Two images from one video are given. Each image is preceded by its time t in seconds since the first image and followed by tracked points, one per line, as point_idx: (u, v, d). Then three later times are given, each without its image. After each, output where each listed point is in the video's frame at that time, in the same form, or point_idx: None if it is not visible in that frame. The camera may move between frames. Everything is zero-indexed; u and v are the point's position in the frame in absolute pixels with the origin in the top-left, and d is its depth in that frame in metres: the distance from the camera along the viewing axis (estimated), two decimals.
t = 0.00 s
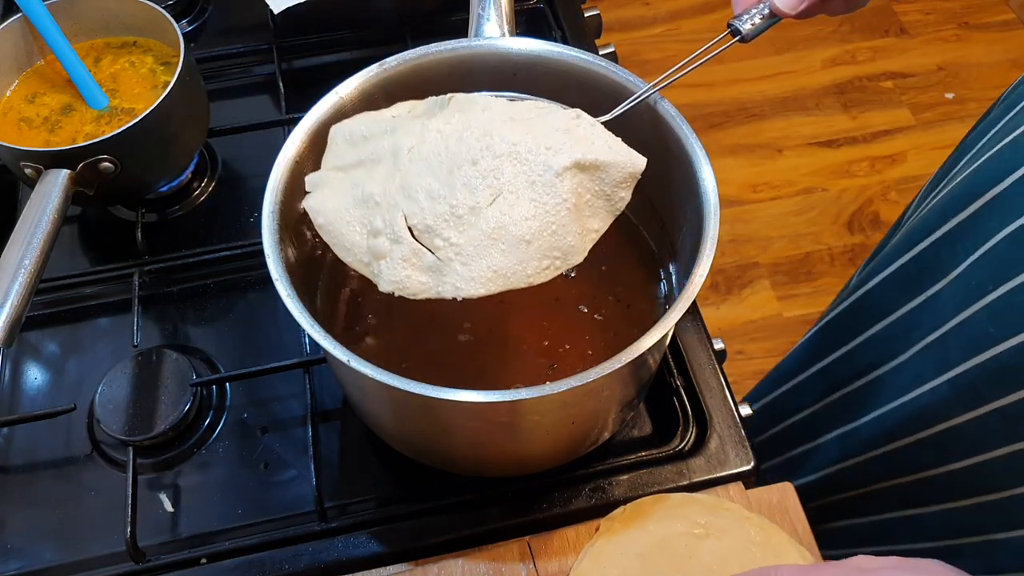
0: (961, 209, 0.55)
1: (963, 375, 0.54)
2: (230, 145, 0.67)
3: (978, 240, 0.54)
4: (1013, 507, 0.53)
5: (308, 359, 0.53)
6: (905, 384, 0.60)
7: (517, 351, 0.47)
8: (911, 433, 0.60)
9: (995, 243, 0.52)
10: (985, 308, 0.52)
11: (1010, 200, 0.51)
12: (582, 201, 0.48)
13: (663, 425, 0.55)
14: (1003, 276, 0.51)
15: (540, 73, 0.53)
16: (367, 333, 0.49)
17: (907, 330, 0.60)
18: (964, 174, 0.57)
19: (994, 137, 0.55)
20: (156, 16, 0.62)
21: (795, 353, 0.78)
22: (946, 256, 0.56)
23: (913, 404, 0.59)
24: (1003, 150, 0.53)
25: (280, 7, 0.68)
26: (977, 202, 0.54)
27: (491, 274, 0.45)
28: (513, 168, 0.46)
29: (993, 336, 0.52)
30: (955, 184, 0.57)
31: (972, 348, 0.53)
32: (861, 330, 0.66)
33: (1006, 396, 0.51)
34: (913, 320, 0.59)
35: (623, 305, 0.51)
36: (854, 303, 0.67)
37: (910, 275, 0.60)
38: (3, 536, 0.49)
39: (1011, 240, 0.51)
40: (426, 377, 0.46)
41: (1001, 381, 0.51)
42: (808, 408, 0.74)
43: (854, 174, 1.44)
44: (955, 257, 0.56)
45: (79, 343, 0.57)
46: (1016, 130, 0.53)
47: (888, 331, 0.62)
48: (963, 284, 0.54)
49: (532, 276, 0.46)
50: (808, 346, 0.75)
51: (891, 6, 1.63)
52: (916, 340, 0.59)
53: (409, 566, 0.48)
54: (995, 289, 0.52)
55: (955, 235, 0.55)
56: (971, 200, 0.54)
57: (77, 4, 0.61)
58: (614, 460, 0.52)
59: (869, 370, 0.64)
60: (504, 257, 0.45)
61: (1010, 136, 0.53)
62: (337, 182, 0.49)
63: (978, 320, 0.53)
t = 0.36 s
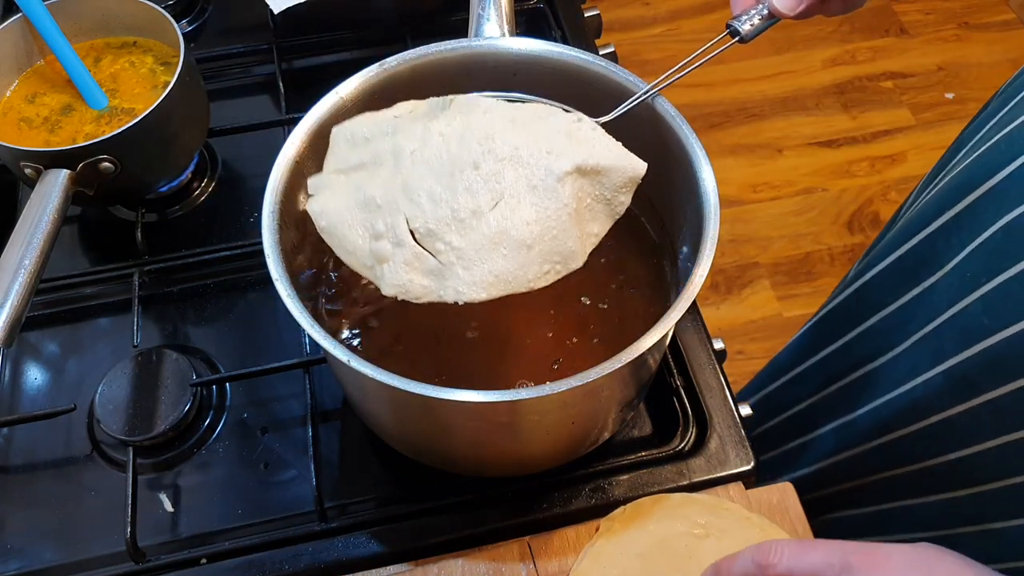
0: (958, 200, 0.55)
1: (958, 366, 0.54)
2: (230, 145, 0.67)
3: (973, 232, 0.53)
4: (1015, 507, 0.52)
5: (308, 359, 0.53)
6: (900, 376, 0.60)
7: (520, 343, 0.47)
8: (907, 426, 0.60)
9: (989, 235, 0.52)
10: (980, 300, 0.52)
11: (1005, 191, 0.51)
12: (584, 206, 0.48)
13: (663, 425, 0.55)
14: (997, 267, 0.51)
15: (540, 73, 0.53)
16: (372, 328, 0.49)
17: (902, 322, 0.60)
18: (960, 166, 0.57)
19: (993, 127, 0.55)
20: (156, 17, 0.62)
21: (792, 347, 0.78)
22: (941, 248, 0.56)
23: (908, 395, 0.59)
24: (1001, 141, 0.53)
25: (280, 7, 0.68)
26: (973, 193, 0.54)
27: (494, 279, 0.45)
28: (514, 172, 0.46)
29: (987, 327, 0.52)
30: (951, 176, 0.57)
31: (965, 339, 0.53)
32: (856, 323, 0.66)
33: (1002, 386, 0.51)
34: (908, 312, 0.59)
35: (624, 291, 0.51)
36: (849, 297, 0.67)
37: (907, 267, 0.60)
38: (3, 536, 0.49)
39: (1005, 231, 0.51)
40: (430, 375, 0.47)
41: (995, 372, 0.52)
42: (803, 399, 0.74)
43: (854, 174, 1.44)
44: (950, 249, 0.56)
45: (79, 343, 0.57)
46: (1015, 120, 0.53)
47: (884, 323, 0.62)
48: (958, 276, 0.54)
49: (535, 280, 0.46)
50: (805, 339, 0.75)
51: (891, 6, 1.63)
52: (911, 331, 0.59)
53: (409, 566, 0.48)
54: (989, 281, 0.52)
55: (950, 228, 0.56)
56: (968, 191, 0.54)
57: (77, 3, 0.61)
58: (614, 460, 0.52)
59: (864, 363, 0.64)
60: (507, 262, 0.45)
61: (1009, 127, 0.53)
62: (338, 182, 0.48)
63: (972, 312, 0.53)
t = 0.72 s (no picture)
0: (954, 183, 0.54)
1: (950, 354, 0.54)
2: (230, 145, 0.67)
3: (968, 217, 0.53)
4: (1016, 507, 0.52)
5: (308, 359, 0.53)
6: (894, 365, 0.60)
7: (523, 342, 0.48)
8: (904, 424, 0.60)
9: (979, 223, 0.52)
10: (970, 286, 0.52)
11: (996, 178, 0.51)
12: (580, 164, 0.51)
13: (664, 425, 0.55)
14: (988, 254, 0.51)
15: (540, 72, 0.53)
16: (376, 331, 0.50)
17: (895, 311, 0.60)
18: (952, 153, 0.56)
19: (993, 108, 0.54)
20: (156, 17, 0.62)
21: (785, 342, 0.78)
22: (931, 236, 0.56)
23: (902, 384, 0.59)
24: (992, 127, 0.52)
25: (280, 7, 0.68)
26: (969, 175, 0.53)
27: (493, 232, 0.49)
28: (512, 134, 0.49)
29: (977, 313, 0.52)
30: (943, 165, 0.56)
31: (956, 327, 0.53)
32: (850, 314, 0.66)
33: (994, 372, 0.51)
34: (901, 301, 0.59)
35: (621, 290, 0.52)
36: (842, 289, 0.67)
37: (900, 256, 0.60)
38: (3, 536, 0.49)
39: (995, 218, 0.51)
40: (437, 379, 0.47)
41: (987, 359, 0.51)
42: (800, 393, 0.74)
43: (854, 174, 1.44)
44: (940, 237, 0.56)
45: (79, 342, 0.57)
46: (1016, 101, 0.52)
47: (878, 312, 0.62)
48: (950, 264, 0.54)
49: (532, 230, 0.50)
50: (799, 331, 0.75)
51: (891, 6, 1.64)
52: (904, 320, 0.59)
53: (409, 566, 0.48)
54: (980, 268, 0.52)
55: (940, 216, 0.55)
56: (958, 180, 0.54)
57: (77, 3, 0.61)
58: (614, 460, 0.52)
59: (858, 355, 0.65)
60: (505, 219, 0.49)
61: (1008, 109, 0.52)
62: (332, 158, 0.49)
63: (963, 298, 0.53)
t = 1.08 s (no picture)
0: (940, 161, 0.54)
1: (940, 335, 0.54)
2: (230, 145, 0.67)
3: (952, 194, 0.53)
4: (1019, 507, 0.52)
5: (308, 359, 0.53)
6: (884, 350, 0.60)
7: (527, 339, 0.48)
8: (905, 424, 0.60)
9: (961, 202, 0.52)
10: (957, 266, 0.52)
11: (976, 156, 0.51)
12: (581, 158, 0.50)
13: (663, 425, 0.55)
14: (971, 233, 0.51)
15: (540, 72, 0.53)
16: (379, 332, 0.50)
17: (884, 297, 0.60)
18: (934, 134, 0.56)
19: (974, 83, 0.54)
20: (156, 17, 0.62)
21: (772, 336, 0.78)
22: (916, 220, 0.57)
23: (893, 369, 0.59)
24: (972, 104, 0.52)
25: (280, 7, 0.68)
26: (952, 153, 0.53)
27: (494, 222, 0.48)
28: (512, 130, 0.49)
29: (965, 291, 0.52)
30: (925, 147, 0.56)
31: (946, 307, 0.53)
32: (838, 303, 0.66)
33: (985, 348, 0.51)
34: (890, 285, 0.59)
35: (623, 284, 0.52)
36: (829, 276, 0.67)
37: (886, 240, 0.60)
38: (3, 536, 0.49)
39: (976, 195, 0.51)
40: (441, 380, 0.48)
41: (979, 336, 0.51)
42: (794, 393, 0.74)
43: (855, 174, 1.44)
44: (924, 220, 0.56)
45: (79, 343, 0.57)
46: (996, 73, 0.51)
47: (867, 298, 0.62)
48: (934, 246, 0.54)
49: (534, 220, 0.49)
50: (784, 324, 0.75)
51: (891, 6, 1.64)
52: (893, 304, 0.59)
53: (409, 566, 0.48)
54: (965, 247, 0.51)
55: (924, 199, 0.56)
56: (938, 161, 0.54)
57: (77, 4, 0.61)
58: (614, 460, 0.52)
59: (848, 343, 0.65)
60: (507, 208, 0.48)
61: (986, 86, 0.51)
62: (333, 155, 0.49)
63: (950, 279, 0.53)
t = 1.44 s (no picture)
0: (936, 154, 0.55)
1: (941, 328, 0.54)
2: (230, 145, 0.67)
3: (948, 186, 0.53)
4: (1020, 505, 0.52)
5: (308, 359, 0.53)
6: (887, 348, 0.60)
7: (522, 345, 0.48)
8: (905, 423, 0.60)
9: (956, 194, 0.52)
10: (955, 258, 0.52)
11: (969, 146, 0.52)
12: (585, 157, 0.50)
13: (664, 425, 0.55)
14: (967, 224, 0.51)
15: (539, 72, 0.53)
16: (377, 332, 0.50)
17: (882, 296, 0.60)
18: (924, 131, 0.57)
19: (959, 80, 0.55)
20: (156, 17, 0.62)
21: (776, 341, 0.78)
22: (912, 216, 0.57)
23: (896, 367, 0.59)
24: (963, 98, 0.53)
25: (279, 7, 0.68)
26: (942, 148, 0.54)
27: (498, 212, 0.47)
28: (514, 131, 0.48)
29: (965, 282, 0.51)
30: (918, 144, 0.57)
31: (946, 300, 0.53)
32: (838, 306, 0.66)
33: (987, 340, 0.51)
34: (888, 283, 0.59)
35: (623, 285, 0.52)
36: (829, 282, 0.67)
37: (883, 238, 0.60)
38: (3, 536, 0.49)
39: (970, 185, 0.51)
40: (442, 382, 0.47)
41: (981, 326, 0.51)
42: (793, 394, 0.74)
43: (854, 174, 1.44)
44: (920, 216, 0.56)
45: (79, 342, 0.57)
46: (986, 68, 0.52)
47: (866, 297, 0.62)
48: (932, 240, 0.54)
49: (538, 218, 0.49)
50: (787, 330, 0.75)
51: (891, 6, 1.64)
52: (893, 302, 0.59)
53: (408, 566, 0.48)
54: (962, 238, 0.52)
55: (918, 194, 0.56)
56: (932, 155, 0.55)
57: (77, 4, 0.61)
58: (614, 460, 0.52)
59: (849, 346, 0.64)
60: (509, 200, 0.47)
61: (973, 80, 0.53)
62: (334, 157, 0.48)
63: (948, 272, 0.53)
